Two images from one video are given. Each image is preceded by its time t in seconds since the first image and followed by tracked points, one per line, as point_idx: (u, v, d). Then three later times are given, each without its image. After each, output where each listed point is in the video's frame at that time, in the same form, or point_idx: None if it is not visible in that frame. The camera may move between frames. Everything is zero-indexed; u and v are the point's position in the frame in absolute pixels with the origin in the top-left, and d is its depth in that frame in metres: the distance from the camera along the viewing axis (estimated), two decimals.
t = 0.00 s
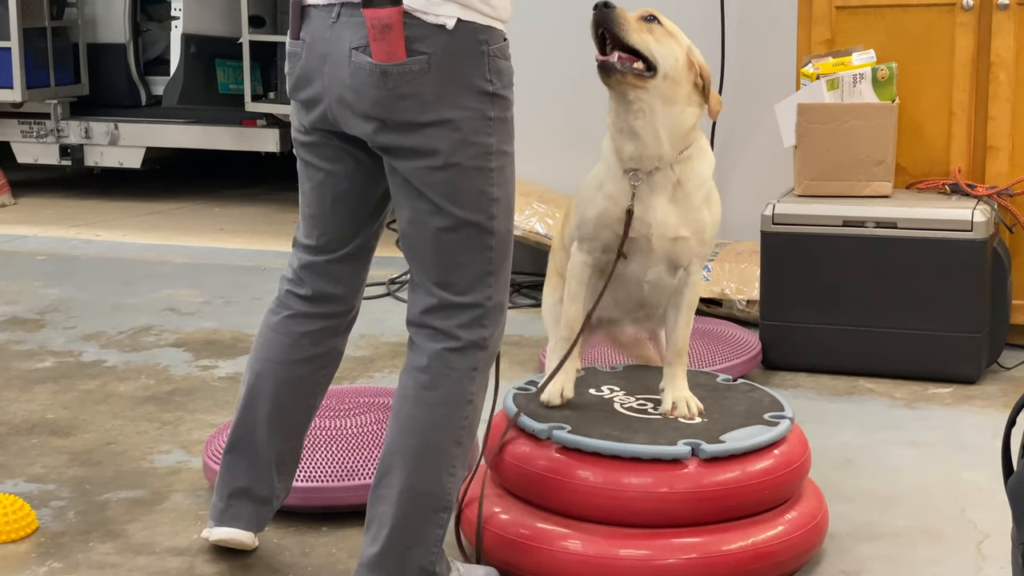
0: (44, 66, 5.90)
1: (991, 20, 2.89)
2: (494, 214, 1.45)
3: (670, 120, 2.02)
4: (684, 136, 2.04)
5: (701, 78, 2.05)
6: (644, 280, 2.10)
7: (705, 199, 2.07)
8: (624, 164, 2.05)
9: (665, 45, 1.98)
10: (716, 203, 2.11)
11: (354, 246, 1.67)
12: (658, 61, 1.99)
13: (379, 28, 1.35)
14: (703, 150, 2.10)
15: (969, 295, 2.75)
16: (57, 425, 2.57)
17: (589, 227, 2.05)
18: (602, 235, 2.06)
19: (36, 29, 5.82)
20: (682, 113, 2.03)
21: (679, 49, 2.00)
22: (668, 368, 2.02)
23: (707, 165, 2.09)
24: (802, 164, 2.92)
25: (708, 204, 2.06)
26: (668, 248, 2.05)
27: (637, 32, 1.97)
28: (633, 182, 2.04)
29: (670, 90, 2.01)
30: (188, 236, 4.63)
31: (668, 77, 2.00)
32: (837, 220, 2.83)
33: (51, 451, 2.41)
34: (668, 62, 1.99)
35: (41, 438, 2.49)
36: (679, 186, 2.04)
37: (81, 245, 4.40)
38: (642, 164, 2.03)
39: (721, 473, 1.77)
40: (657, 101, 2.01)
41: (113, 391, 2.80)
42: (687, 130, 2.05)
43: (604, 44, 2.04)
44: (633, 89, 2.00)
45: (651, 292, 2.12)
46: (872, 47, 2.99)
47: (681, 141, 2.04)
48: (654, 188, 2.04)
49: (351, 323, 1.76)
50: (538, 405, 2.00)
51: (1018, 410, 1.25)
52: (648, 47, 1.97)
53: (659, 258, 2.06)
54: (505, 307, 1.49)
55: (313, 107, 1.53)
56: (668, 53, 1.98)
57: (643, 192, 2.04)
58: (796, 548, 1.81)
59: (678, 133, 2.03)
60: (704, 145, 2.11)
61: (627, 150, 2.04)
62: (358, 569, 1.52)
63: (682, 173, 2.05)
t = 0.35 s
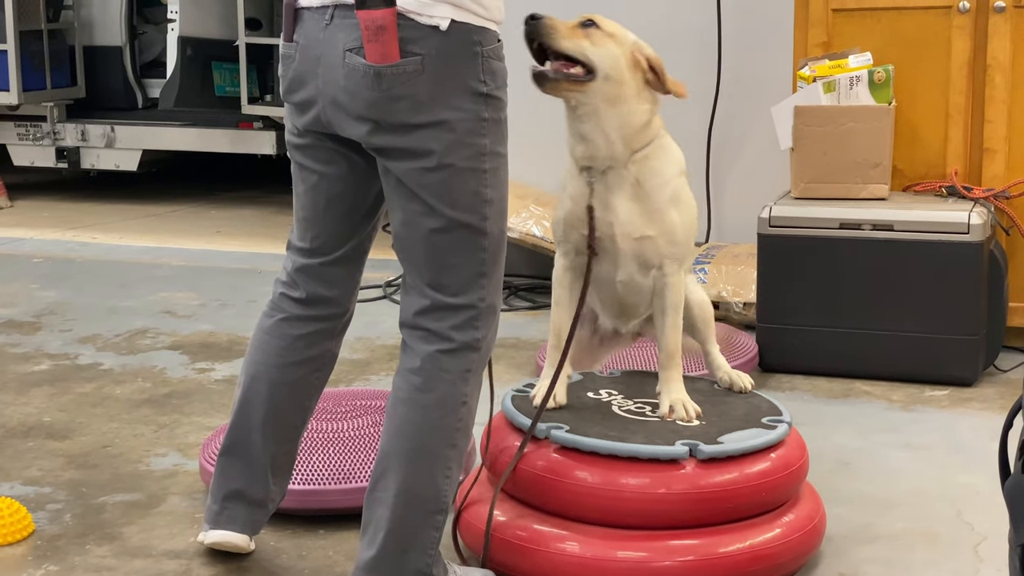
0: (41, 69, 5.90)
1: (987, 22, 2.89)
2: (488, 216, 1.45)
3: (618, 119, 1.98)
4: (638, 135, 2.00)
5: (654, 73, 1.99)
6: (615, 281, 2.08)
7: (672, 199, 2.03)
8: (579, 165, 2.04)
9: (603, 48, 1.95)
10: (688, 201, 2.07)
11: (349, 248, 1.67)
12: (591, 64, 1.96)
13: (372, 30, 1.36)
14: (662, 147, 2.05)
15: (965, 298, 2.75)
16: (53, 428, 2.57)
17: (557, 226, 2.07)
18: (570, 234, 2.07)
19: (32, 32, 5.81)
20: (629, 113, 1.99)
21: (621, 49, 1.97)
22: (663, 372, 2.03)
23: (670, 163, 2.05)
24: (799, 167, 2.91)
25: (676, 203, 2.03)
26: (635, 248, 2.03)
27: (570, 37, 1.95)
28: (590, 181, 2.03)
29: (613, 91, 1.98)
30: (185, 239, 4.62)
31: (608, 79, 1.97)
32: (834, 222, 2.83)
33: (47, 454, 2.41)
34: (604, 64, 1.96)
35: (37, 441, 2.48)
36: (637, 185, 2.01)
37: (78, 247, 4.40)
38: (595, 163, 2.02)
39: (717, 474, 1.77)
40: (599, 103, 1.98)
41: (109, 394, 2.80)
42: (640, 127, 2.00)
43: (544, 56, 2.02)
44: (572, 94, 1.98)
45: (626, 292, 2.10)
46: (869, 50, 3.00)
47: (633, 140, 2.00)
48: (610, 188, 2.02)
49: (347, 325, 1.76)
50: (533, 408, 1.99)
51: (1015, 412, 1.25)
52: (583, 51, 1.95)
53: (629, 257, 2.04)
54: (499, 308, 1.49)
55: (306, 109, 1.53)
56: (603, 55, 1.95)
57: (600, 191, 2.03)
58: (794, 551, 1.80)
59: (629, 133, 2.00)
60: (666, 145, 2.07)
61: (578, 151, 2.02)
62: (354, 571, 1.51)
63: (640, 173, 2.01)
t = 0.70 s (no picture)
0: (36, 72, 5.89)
1: (983, 26, 2.89)
2: (481, 218, 1.45)
3: (591, 117, 2.04)
4: (608, 133, 2.06)
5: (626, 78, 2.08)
6: (589, 280, 2.14)
7: (636, 192, 2.05)
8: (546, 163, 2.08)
9: (593, 52, 2.02)
10: (654, 192, 2.09)
11: (346, 250, 1.67)
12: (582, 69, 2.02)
13: (362, 32, 1.37)
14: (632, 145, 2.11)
15: (961, 300, 2.75)
16: (49, 432, 2.56)
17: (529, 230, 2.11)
18: (539, 240, 2.11)
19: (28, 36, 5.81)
20: (609, 113, 2.06)
21: (604, 54, 2.05)
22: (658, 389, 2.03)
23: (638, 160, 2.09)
24: (795, 170, 2.91)
25: (640, 197, 2.05)
26: (602, 245, 2.07)
27: (568, 39, 1.99)
28: (556, 179, 2.06)
29: (597, 93, 2.04)
30: (181, 242, 4.62)
31: (596, 82, 2.04)
32: (830, 225, 2.83)
33: (43, 459, 2.40)
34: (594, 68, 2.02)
35: (34, 445, 2.48)
36: (603, 182, 2.05)
37: (74, 251, 4.39)
38: (563, 161, 2.05)
39: (711, 475, 1.77)
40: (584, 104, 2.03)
41: (106, 398, 2.79)
42: (611, 128, 2.06)
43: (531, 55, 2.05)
44: (561, 94, 2.03)
45: (603, 291, 2.16)
46: (865, 53, 3.00)
47: (602, 137, 2.05)
48: (575, 185, 2.06)
49: (344, 328, 1.76)
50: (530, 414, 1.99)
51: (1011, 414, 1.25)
52: (577, 54, 2.00)
53: (596, 255, 2.09)
54: (493, 310, 1.49)
55: (300, 112, 1.53)
56: (593, 59, 2.02)
57: (564, 189, 2.06)
58: (790, 552, 1.80)
59: (599, 130, 2.04)
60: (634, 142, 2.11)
61: (545, 148, 2.06)
62: None
63: (605, 169, 2.05)
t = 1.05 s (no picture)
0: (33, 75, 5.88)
1: (980, 28, 2.89)
2: (472, 221, 1.44)
3: (621, 133, 2.06)
4: (637, 145, 2.07)
5: (652, 83, 2.09)
6: (609, 289, 2.13)
7: (664, 204, 2.06)
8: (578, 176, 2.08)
9: (615, 63, 2.03)
10: (680, 203, 2.10)
11: (338, 253, 1.67)
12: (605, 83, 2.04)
13: (349, 34, 1.37)
14: (663, 154, 2.11)
15: (958, 303, 2.75)
16: (46, 435, 2.55)
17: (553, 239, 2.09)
18: (563, 246, 2.08)
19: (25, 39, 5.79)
20: (635, 125, 2.07)
21: (629, 65, 2.06)
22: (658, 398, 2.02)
23: (668, 170, 2.10)
24: (792, 172, 2.91)
25: (667, 208, 2.06)
26: (625, 255, 2.07)
27: (588, 56, 2.01)
28: (587, 191, 2.06)
29: (623, 106, 2.06)
30: (177, 246, 4.61)
31: (619, 95, 2.06)
32: (828, 228, 2.82)
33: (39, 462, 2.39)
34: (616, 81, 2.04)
35: (30, 448, 2.47)
36: (633, 193, 2.05)
37: (71, 255, 4.39)
38: (595, 174, 2.06)
39: (709, 479, 1.77)
40: (610, 118, 2.06)
41: (103, 401, 2.79)
42: (641, 139, 2.08)
43: (555, 70, 2.08)
44: (587, 111, 2.04)
45: (619, 297, 2.15)
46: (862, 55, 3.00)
47: (633, 150, 2.07)
48: (607, 197, 2.06)
49: (338, 331, 1.75)
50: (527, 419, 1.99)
51: (1009, 417, 1.23)
52: (599, 69, 2.02)
53: (618, 264, 2.09)
54: (485, 314, 1.49)
55: (292, 116, 1.53)
56: (615, 72, 2.04)
57: (595, 201, 2.06)
58: (787, 556, 1.80)
59: (629, 143, 2.06)
60: (664, 151, 2.13)
61: (578, 162, 2.07)
62: None
63: (636, 180, 2.06)
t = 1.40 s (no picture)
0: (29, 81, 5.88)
1: (975, 32, 2.89)
2: (461, 227, 1.45)
3: (625, 138, 2.07)
4: (642, 150, 2.08)
5: (658, 88, 2.09)
6: (609, 293, 2.11)
7: (666, 209, 2.06)
8: (581, 181, 2.10)
9: (619, 71, 2.06)
10: (683, 211, 2.09)
11: (330, 260, 1.67)
12: (610, 90, 2.07)
13: (337, 43, 1.37)
14: (668, 160, 2.11)
15: (953, 307, 2.75)
16: (43, 442, 2.55)
17: (556, 243, 2.10)
18: (565, 251, 2.09)
19: (20, 45, 5.80)
20: (640, 130, 2.08)
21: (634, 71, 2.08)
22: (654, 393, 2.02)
23: (674, 175, 2.10)
24: (787, 176, 2.92)
25: (670, 214, 2.05)
26: (627, 260, 2.06)
27: (591, 64, 2.05)
28: (590, 195, 2.08)
29: (628, 112, 2.08)
30: (173, 251, 4.61)
31: (624, 101, 2.07)
32: (823, 231, 2.83)
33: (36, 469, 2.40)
34: (621, 87, 2.06)
35: (27, 456, 2.47)
36: (636, 198, 2.05)
37: (67, 261, 4.38)
38: (596, 178, 2.07)
39: (705, 486, 1.77)
40: (615, 123, 2.07)
41: (100, 408, 2.79)
42: (645, 144, 2.08)
43: (561, 80, 2.12)
44: (591, 117, 2.07)
45: (621, 303, 2.13)
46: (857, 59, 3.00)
47: (637, 155, 2.07)
48: (609, 203, 2.06)
49: (332, 337, 1.75)
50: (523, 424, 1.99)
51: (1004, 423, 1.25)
52: (603, 77, 2.05)
53: (620, 270, 2.07)
54: (475, 320, 1.49)
55: (282, 124, 1.53)
56: (619, 78, 2.06)
57: (598, 205, 2.07)
58: (783, 562, 1.80)
59: (634, 148, 2.07)
60: (671, 157, 2.13)
61: (580, 165, 2.09)
62: None
63: (639, 185, 2.06)
